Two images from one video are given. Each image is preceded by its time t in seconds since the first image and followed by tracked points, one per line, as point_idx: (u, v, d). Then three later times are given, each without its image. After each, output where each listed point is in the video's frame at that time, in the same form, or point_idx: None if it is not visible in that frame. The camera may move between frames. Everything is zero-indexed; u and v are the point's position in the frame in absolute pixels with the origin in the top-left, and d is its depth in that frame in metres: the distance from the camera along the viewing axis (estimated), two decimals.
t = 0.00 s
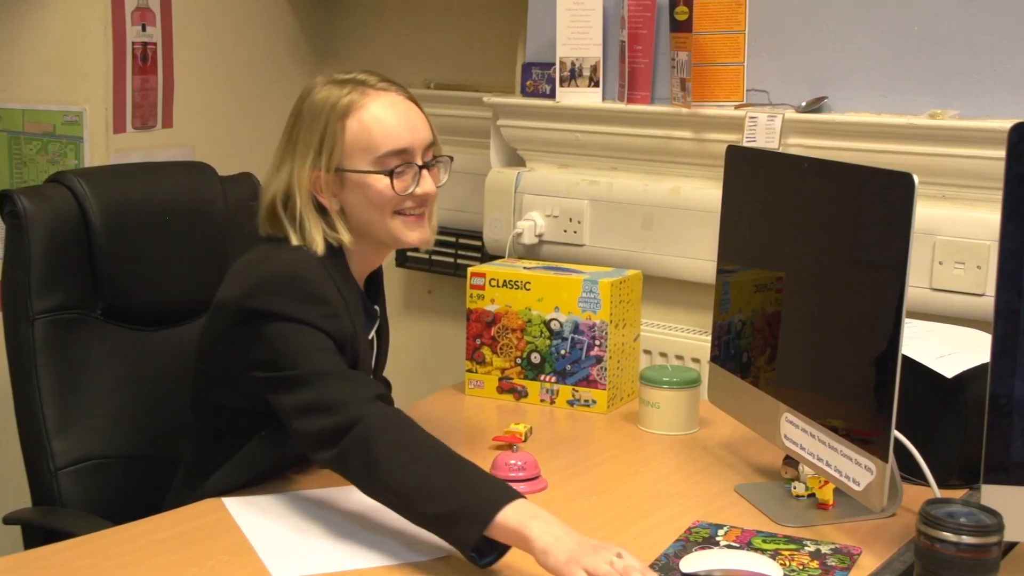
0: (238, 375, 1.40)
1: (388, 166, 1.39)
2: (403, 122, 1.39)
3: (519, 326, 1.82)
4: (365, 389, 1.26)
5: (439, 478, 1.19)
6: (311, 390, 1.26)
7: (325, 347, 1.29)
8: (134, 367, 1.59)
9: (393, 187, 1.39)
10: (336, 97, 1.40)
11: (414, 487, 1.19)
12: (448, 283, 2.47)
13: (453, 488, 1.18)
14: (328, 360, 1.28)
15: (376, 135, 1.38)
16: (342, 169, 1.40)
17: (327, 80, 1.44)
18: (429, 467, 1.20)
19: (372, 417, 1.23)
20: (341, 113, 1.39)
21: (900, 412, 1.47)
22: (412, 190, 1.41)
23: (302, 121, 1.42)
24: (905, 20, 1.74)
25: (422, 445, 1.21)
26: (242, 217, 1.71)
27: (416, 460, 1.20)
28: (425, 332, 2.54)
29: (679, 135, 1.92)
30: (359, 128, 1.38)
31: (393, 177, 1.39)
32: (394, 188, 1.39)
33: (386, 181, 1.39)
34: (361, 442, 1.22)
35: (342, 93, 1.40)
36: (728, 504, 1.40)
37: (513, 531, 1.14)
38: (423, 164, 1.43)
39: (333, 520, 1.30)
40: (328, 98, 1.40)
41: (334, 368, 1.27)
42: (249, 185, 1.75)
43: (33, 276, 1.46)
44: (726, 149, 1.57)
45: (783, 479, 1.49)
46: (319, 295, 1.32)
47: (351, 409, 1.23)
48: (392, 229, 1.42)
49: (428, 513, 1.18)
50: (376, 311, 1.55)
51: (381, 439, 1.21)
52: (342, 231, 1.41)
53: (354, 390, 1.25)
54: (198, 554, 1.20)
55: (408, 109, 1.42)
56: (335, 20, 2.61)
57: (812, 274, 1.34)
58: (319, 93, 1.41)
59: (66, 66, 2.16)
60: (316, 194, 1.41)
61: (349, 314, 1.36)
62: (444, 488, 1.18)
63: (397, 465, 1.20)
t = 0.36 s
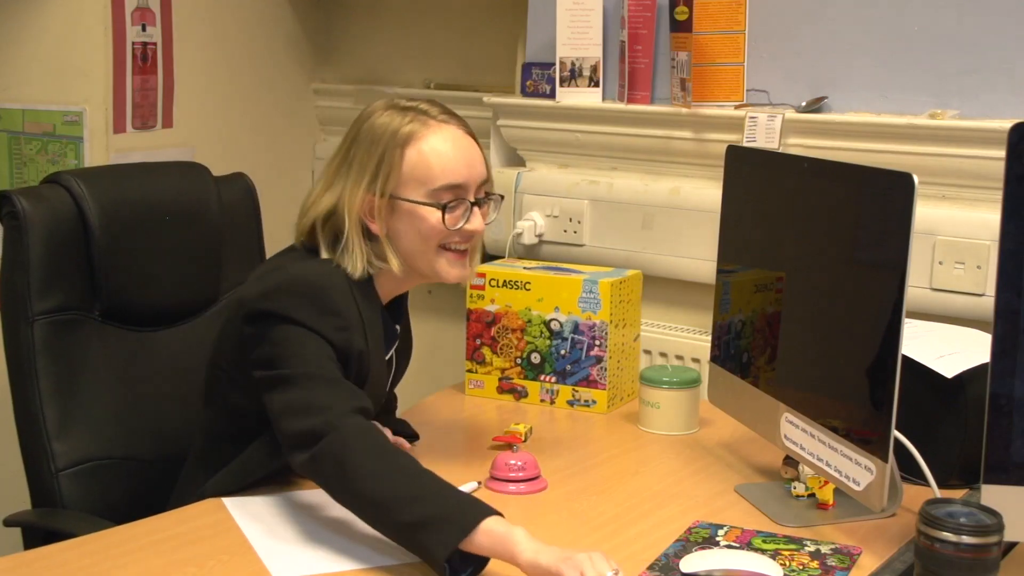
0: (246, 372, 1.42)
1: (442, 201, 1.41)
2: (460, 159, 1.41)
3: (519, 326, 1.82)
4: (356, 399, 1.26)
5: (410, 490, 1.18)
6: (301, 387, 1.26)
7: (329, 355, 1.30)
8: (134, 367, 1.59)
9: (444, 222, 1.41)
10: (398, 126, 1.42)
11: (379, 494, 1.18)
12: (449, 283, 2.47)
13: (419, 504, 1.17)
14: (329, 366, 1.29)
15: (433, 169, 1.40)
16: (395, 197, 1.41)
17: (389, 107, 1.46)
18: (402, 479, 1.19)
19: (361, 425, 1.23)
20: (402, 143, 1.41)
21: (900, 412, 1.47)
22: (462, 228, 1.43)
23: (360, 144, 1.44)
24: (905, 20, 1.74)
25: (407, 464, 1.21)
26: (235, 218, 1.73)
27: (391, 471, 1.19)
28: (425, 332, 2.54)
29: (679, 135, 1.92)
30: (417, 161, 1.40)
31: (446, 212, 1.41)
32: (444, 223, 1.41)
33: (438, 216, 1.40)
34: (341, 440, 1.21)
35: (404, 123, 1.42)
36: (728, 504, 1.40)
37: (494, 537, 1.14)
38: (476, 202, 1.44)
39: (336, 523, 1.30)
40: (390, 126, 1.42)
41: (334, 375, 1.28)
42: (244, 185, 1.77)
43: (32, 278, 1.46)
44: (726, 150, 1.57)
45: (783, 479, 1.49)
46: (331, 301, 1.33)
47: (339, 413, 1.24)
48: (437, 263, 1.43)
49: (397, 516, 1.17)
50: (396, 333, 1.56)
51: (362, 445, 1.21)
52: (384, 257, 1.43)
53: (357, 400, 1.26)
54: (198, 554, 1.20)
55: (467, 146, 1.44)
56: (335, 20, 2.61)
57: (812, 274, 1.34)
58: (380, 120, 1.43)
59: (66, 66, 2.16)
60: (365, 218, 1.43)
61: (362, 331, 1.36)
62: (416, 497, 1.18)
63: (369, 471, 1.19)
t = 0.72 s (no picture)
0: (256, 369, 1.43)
1: (465, 212, 1.42)
2: (487, 172, 1.42)
3: (519, 326, 1.82)
4: (362, 393, 1.27)
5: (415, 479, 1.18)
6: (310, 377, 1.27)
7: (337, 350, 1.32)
8: (135, 367, 1.59)
9: (466, 233, 1.42)
10: (431, 132, 1.42)
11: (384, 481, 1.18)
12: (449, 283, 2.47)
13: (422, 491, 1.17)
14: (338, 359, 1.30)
15: (460, 180, 1.41)
16: (419, 204, 1.42)
17: (421, 112, 1.47)
18: (408, 467, 1.18)
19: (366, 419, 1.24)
20: (432, 150, 1.41)
21: (900, 412, 1.47)
22: (482, 239, 1.44)
23: (390, 146, 1.44)
24: (905, 20, 1.74)
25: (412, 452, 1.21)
26: (238, 218, 1.72)
27: (398, 460, 1.19)
28: (425, 332, 2.54)
29: (679, 135, 1.92)
30: (445, 170, 1.41)
31: (468, 223, 1.42)
32: (465, 233, 1.42)
33: (460, 226, 1.41)
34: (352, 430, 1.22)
35: (437, 130, 1.43)
36: (728, 504, 1.40)
37: (504, 514, 1.13)
38: (498, 216, 1.45)
39: (339, 523, 1.30)
40: (421, 132, 1.42)
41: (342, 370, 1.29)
42: (247, 185, 1.76)
43: (33, 277, 1.46)
44: (726, 149, 1.57)
45: (783, 479, 1.49)
46: (341, 296, 1.35)
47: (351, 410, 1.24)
48: (451, 270, 1.45)
49: (403, 504, 1.17)
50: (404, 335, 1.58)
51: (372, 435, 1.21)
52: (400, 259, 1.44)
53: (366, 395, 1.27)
54: (198, 553, 1.20)
55: (495, 159, 1.44)
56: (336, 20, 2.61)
57: (812, 274, 1.34)
58: (411, 125, 1.44)
59: (66, 66, 2.16)
60: (385, 218, 1.44)
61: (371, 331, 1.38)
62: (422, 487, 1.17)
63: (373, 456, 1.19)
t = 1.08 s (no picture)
0: (241, 349, 1.43)
1: (403, 165, 1.44)
2: (418, 125, 1.44)
3: (519, 326, 1.82)
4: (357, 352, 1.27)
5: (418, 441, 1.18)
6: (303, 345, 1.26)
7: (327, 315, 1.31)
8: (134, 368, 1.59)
9: (406, 186, 1.44)
10: (357, 94, 1.44)
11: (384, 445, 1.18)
12: (449, 283, 2.47)
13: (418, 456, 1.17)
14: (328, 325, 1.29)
15: (392, 136, 1.43)
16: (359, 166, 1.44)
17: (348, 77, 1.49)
18: (411, 427, 1.19)
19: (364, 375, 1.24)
20: (360, 113, 1.43)
21: (900, 412, 1.47)
22: (425, 189, 1.46)
23: (324, 119, 1.46)
24: (904, 20, 1.74)
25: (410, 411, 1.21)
26: (238, 219, 1.72)
27: (395, 424, 1.19)
28: (426, 332, 2.54)
29: (679, 135, 1.92)
30: (376, 127, 1.43)
31: (407, 176, 1.44)
32: (407, 187, 1.44)
33: (400, 180, 1.43)
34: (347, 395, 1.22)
35: (360, 92, 1.44)
36: (728, 504, 1.40)
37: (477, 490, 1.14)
38: (436, 164, 1.47)
39: (341, 520, 1.30)
40: (348, 96, 1.45)
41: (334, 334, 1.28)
42: (246, 186, 1.76)
43: (32, 277, 1.46)
44: (726, 150, 1.57)
45: (783, 479, 1.49)
46: (322, 264, 1.34)
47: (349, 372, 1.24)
48: (403, 225, 1.47)
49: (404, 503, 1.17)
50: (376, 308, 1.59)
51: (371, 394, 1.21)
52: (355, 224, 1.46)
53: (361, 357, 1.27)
54: (198, 553, 1.20)
55: (424, 110, 1.46)
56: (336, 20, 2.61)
57: (812, 274, 1.34)
58: (339, 91, 1.46)
59: (66, 66, 2.16)
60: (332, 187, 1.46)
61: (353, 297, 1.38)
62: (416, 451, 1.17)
63: (371, 419, 1.19)
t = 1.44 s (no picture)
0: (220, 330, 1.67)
1: (310, 138, 1.52)
2: (326, 98, 1.51)
3: (520, 326, 1.82)
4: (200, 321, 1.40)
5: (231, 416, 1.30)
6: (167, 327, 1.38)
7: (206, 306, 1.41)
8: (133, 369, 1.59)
9: (312, 156, 1.51)
10: (271, 73, 1.55)
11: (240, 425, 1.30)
12: (449, 283, 2.47)
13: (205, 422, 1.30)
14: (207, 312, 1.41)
15: (298, 109, 1.51)
16: (273, 140, 1.54)
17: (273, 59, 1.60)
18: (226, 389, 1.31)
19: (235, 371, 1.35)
20: (271, 91, 1.53)
21: (900, 412, 1.47)
22: (333, 160, 1.52)
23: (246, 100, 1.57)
24: (904, 20, 1.74)
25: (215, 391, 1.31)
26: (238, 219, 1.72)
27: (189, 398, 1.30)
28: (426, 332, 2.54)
29: (680, 135, 1.92)
30: (284, 103, 1.52)
31: (314, 147, 1.52)
32: (311, 158, 1.51)
33: (304, 152, 1.51)
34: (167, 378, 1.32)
35: (275, 72, 1.54)
36: (728, 504, 1.40)
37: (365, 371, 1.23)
38: (347, 137, 1.54)
39: (341, 520, 1.30)
40: (264, 75, 1.55)
41: (202, 325, 1.40)
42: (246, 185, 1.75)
43: (32, 279, 1.46)
44: (726, 149, 1.57)
45: (783, 479, 1.49)
46: (222, 242, 1.46)
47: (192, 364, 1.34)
48: (316, 196, 1.53)
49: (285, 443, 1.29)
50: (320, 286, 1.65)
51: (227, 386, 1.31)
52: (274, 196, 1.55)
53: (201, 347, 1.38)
54: (197, 553, 1.20)
55: (333, 84, 1.54)
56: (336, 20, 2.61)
57: (812, 274, 1.34)
58: (259, 72, 1.57)
59: (66, 66, 2.16)
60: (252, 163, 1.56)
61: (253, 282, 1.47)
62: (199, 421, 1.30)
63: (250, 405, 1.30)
